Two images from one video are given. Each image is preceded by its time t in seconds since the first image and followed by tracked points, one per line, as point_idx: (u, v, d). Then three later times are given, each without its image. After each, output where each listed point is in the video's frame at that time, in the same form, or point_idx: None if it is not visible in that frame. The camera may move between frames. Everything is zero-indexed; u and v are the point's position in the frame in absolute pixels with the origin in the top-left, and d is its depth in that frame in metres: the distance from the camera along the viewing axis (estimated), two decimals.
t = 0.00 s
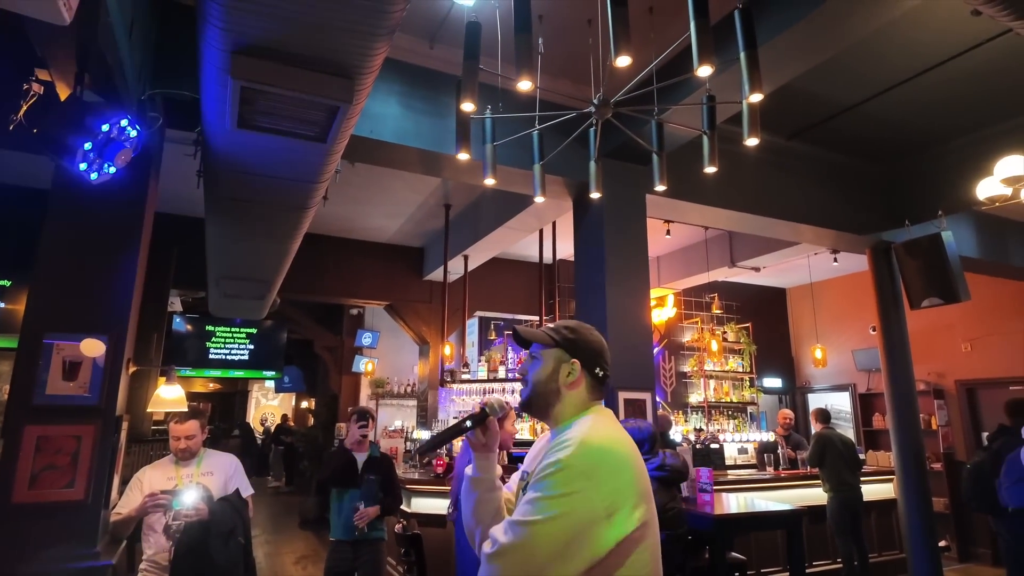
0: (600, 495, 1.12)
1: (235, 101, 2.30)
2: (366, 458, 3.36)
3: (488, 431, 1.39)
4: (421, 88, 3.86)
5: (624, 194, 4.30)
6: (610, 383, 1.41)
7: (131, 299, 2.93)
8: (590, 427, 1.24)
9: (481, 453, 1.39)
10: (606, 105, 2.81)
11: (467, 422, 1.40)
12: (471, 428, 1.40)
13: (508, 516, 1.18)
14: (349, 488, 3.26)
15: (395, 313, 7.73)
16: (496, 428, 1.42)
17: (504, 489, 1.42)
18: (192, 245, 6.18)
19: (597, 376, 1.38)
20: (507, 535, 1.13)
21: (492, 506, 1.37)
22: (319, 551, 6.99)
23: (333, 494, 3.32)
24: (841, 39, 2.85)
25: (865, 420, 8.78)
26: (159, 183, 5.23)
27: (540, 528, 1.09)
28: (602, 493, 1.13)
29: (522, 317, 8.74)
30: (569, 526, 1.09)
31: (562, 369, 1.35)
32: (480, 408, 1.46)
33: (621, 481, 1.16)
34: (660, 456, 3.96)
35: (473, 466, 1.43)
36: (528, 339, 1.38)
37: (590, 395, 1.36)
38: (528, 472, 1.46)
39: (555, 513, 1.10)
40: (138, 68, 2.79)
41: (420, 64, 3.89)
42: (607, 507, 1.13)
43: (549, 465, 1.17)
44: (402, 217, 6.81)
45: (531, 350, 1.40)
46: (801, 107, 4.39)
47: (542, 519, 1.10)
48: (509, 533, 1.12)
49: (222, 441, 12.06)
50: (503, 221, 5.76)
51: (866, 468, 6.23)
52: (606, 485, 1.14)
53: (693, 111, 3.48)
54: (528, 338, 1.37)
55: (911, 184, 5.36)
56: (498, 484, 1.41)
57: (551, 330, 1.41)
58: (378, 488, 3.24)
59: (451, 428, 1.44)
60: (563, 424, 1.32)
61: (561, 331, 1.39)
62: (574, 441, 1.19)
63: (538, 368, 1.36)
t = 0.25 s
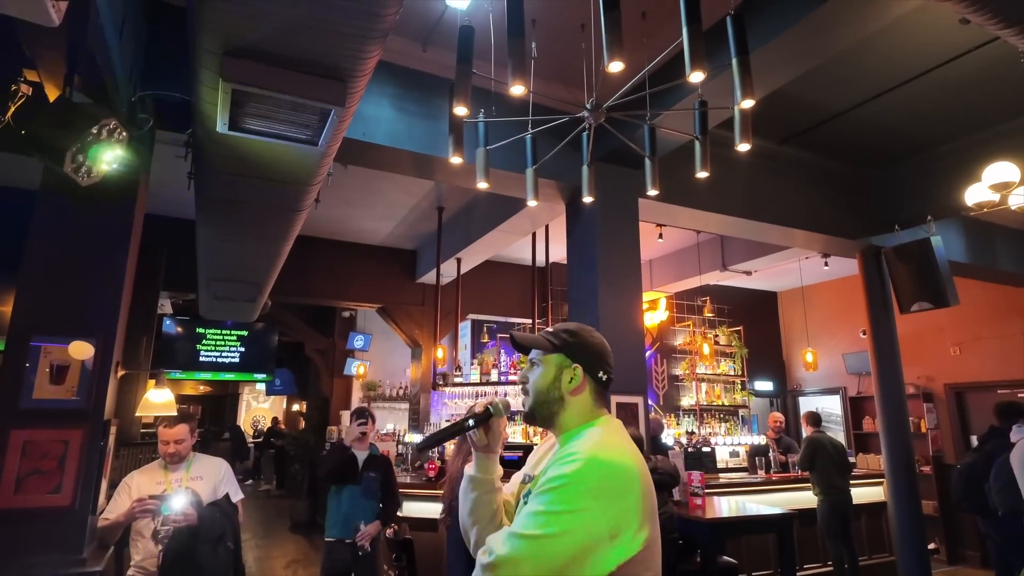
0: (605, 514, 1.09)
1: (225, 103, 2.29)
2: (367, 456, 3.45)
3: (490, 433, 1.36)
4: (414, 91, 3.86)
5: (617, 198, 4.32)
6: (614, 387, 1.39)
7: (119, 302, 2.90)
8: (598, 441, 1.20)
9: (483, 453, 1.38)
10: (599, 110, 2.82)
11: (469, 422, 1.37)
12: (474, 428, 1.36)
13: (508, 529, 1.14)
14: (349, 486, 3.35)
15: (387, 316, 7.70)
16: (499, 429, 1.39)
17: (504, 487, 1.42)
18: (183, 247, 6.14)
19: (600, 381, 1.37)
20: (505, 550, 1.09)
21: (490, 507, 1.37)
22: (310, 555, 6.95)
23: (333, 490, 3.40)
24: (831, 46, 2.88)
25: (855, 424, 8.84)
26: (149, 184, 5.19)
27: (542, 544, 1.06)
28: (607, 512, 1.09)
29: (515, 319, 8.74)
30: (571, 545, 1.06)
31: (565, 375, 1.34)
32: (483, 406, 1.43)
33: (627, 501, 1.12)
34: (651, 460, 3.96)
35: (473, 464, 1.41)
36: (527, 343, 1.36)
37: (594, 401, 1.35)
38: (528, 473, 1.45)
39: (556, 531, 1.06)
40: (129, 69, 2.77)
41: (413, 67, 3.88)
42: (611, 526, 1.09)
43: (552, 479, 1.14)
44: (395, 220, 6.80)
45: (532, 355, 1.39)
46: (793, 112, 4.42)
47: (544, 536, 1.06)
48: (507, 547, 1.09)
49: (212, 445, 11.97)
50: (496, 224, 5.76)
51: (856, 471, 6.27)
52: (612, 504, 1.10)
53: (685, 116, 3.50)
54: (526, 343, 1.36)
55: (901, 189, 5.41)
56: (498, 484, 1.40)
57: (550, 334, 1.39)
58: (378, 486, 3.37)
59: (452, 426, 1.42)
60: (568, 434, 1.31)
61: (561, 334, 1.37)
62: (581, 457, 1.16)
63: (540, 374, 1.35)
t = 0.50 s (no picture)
0: (598, 536, 1.06)
1: (215, 105, 2.26)
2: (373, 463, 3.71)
3: (483, 445, 1.35)
4: (408, 93, 3.83)
5: (612, 201, 4.30)
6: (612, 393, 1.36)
7: (107, 306, 2.85)
8: (594, 455, 1.17)
9: (476, 466, 1.36)
10: (594, 113, 2.80)
11: (461, 433, 1.36)
12: (465, 439, 1.36)
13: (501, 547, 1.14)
14: (358, 491, 3.60)
15: (381, 319, 7.66)
16: (492, 440, 1.37)
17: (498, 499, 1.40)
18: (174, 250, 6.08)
19: (598, 388, 1.34)
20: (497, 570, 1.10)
21: (485, 520, 1.34)
22: (303, 560, 6.90)
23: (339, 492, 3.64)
24: (827, 51, 2.87)
25: (850, 427, 8.86)
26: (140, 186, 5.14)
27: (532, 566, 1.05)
28: (600, 533, 1.06)
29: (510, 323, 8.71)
30: (563, 568, 1.04)
31: (560, 382, 1.31)
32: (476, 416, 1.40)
33: (622, 521, 1.08)
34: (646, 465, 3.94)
35: (467, 477, 1.39)
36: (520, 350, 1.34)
37: (593, 409, 1.32)
38: (524, 484, 1.43)
39: (545, 554, 1.05)
40: (118, 70, 2.73)
41: (407, 69, 3.86)
42: (605, 547, 1.05)
43: (544, 497, 1.11)
44: (389, 223, 6.76)
45: (526, 363, 1.36)
46: (788, 116, 4.42)
47: (535, 559, 1.05)
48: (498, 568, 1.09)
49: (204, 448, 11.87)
50: (491, 227, 5.73)
51: (851, 475, 6.27)
52: (605, 524, 1.07)
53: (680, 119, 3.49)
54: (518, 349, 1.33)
55: (895, 193, 5.42)
56: (492, 496, 1.38)
57: (543, 338, 1.36)
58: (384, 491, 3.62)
59: (444, 439, 1.40)
60: (565, 444, 1.28)
61: (554, 338, 1.34)
62: (574, 474, 1.12)
63: (534, 383, 1.32)
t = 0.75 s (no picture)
0: (602, 541, 1.04)
1: (207, 102, 2.24)
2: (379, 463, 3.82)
3: (470, 455, 1.35)
4: (403, 91, 3.81)
5: (607, 201, 4.30)
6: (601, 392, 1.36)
7: (98, 305, 2.82)
8: (589, 459, 1.16)
9: (464, 478, 1.35)
10: (589, 111, 2.78)
11: (446, 446, 1.34)
12: (450, 452, 1.34)
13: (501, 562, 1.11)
14: (363, 492, 3.72)
15: (375, 319, 7.63)
16: (479, 450, 1.37)
17: (489, 508, 1.39)
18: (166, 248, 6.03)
19: (586, 388, 1.33)
20: None
21: (478, 534, 1.33)
22: (295, 561, 6.85)
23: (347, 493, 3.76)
24: (822, 50, 2.87)
25: (843, 427, 8.90)
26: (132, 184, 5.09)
27: None
28: (602, 538, 1.05)
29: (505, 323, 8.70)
30: None
31: (548, 385, 1.30)
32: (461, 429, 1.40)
33: (624, 525, 1.07)
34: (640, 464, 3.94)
35: (455, 490, 1.38)
36: (506, 353, 1.32)
37: (581, 410, 1.31)
38: (515, 491, 1.42)
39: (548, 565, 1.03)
40: (109, 66, 2.70)
41: (401, 68, 3.84)
42: (609, 551, 1.04)
43: (542, 506, 1.09)
44: (383, 222, 6.74)
45: (511, 368, 1.35)
46: (783, 117, 4.43)
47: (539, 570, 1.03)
48: None
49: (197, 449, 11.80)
50: (485, 227, 5.72)
51: (844, 475, 6.29)
52: (607, 529, 1.05)
53: (675, 119, 3.49)
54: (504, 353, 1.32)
55: (888, 195, 5.44)
56: (484, 507, 1.37)
57: (527, 338, 1.35)
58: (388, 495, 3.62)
59: (430, 453, 1.39)
60: (556, 447, 1.27)
61: (539, 339, 1.33)
62: (572, 480, 1.11)
63: (520, 388, 1.31)
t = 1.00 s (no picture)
0: (611, 542, 1.03)
1: (200, 104, 2.22)
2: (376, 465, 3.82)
3: (479, 448, 1.32)
4: (397, 94, 3.80)
5: (602, 205, 4.29)
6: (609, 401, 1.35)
7: (87, 308, 2.79)
8: (602, 462, 1.15)
9: (468, 472, 1.33)
10: (583, 116, 2.78)
11: (457, 436, 1.33)
12: (460, 443, 1.33)
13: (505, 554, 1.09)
14: (361, 495, 3.68)
15: (370, 321, 7.60)
16: (488, 444, 1.35)
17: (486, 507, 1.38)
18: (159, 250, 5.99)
19: (595, 396, 1.33)
20: None
21: (474, 530, 1.31)
22: (288, 564, 6.82)
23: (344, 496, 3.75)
24: (815, 55, 2.88)
25: (836, 430, 8.93)
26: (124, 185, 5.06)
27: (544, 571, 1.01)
28: (611, 539, 1.04)
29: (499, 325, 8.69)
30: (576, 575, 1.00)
31: (560, 391, 1.29)
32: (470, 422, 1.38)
33: (632, 526, 1.07)
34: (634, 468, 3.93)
35: (456, 482, 1.36)
36: (518, 355, 1.31)
37: (589, 418, 1.31)
38: (513, 492, 1.41)
39: (557, 559, 1.01)
40: (100, 67, 2.67)
41: (395, 70, 3.83)
42: (617, 553, 1.03)
43: (555, 501, 1.08)
44: (378, 224, 6.72)
45: (521, 370, 1.33)
46: (777, 121, 4.44)
47: (547, 562, 1.01)
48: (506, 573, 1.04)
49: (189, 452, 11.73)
50: (480, 229, 5.71)
51: (838, 478, 6.30)
52: (617, 532, 1.05)
53: (670, 123, 3.49)
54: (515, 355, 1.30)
55: (882, 199, 5.46)
56: (482, 504, 1.35)
57: (541, 343, 1.34)
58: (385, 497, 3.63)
59: (437, 444, 1.36)
60: (563, 451, 1.26)
61: (553, 345, 1.32)
62: (586, 479, 1.10)
63: (532, 390, 1.29)
